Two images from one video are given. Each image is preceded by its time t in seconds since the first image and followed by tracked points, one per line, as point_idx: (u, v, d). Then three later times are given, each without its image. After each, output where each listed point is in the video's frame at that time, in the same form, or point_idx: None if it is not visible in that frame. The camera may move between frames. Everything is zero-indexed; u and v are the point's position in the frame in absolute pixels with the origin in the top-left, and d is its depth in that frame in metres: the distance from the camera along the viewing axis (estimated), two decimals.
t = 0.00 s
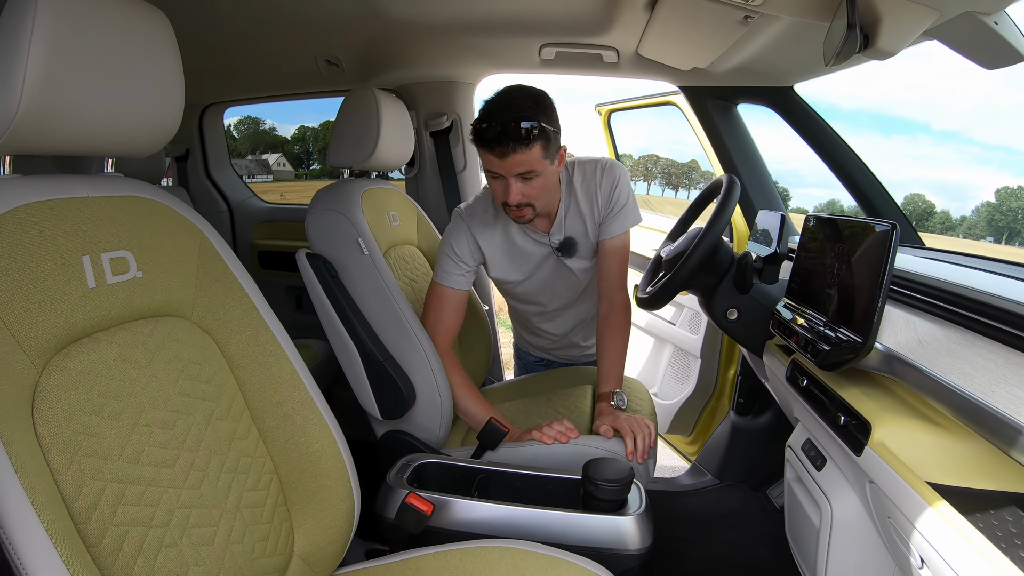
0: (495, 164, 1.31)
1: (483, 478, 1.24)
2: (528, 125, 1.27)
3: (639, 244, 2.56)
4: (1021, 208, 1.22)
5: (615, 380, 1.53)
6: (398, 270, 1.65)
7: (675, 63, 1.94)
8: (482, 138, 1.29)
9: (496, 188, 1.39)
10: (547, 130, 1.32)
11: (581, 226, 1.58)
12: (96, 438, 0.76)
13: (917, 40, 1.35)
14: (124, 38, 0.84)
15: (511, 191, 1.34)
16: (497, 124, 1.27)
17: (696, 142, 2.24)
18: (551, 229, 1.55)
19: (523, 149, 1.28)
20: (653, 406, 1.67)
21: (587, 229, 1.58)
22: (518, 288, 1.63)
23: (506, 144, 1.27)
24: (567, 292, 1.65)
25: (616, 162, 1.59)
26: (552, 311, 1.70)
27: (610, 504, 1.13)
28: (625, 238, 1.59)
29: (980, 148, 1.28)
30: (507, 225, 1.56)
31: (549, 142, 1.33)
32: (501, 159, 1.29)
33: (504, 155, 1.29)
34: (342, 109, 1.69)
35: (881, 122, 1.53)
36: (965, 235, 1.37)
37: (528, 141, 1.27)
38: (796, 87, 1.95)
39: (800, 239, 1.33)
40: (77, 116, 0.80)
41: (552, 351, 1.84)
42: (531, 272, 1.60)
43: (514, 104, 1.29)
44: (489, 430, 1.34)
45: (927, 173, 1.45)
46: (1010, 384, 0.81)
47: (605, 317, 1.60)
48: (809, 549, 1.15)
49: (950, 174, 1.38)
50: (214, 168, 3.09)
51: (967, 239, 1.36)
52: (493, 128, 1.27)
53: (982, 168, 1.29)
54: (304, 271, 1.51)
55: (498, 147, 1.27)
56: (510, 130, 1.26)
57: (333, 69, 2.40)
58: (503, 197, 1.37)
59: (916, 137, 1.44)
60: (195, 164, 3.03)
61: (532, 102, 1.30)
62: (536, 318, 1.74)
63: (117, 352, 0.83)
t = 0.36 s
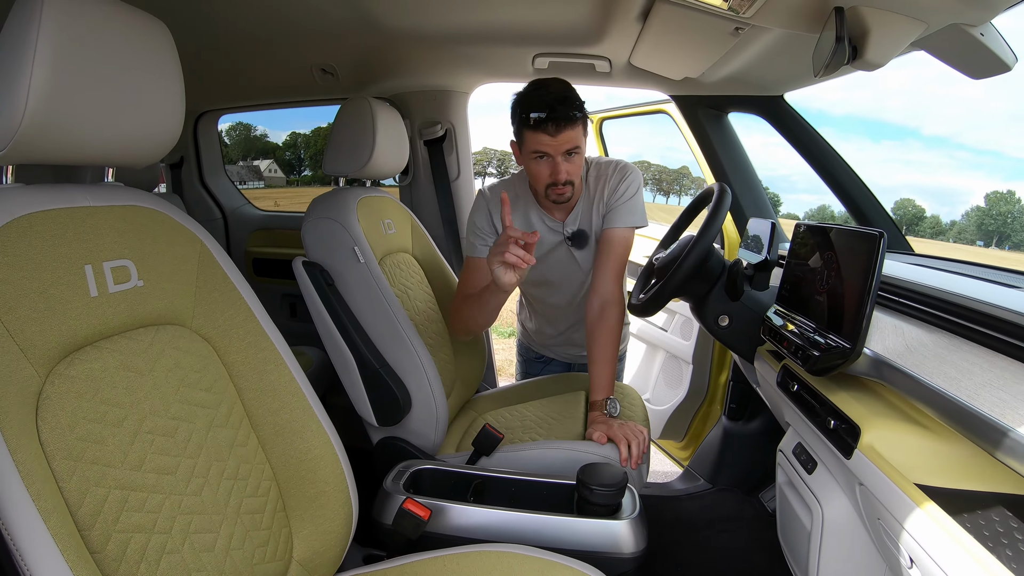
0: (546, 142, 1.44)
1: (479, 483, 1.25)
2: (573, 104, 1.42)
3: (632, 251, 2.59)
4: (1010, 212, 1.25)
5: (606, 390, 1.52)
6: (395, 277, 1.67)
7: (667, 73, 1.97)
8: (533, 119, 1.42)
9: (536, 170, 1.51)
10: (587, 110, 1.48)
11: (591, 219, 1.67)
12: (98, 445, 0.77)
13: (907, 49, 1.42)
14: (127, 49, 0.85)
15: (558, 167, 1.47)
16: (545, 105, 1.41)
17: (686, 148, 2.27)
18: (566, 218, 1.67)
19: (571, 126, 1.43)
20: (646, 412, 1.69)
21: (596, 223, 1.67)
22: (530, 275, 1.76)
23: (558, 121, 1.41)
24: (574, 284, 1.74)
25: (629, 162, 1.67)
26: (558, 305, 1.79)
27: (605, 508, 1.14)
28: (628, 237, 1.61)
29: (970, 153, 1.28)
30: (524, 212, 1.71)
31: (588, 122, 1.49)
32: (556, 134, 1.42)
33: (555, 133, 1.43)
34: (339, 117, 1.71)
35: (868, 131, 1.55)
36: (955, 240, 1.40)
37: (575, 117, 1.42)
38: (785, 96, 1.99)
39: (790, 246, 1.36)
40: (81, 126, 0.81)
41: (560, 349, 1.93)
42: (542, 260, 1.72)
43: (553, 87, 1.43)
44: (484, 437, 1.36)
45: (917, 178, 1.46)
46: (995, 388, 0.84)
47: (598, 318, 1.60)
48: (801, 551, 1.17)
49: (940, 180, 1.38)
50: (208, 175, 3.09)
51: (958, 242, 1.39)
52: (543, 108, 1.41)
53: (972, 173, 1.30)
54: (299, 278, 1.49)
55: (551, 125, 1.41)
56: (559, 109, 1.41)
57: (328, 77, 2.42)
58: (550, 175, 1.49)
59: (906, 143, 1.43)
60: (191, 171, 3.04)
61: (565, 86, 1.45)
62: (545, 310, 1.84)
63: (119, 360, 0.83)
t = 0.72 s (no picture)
0: (551, 143, 1.45)
1: (476, 484, 1.26)
2: (578, 105, 1.44)
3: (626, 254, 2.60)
4: (1001, 214, 1.27)
5: (602, 393, 1.53)
6: (391, 278, 1.67)
7: (661, 77, 1.99)
8: (538, 120, 1.43)
9: (542, 172, 1.52)
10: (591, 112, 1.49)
11: (593, 221, 1.68)
12: (98, 446, 0.77)
13: (898, 54, 1.43)
14: (126, 51, 0.85)
15: (564, 168, 1.48)
16: (549, 106, 1.42)
17: (679, 152, 2.28)
18: (569, 220, 1.68)
19: (575, 126, 1.44)
20: (641, 414, 1.70)
21: (598, 225, 1.68)
22: (533, 273, 1.78)
23: (563, 122, 1.42)
24: (574, 286, 1.75)
25: (634, 166, 1.67)
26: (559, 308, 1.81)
27: (601, 508, 1.15)
28: (628, 240, 1.62)
29: (962, 156, 1.31)
30: (529, 212, 1.73)
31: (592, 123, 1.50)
32: (561, 135, 1.43)
33: (560, 133, 1.44)
34: (336, 120, 1.72)
35: (859, 135, 1.57)
36: (946, 242, 1.41)
37: (580, 118, 1.44)
38: (777, 99, 2.01)
39: (783, 248, 1.37)
40: (81, 128, 0.82)
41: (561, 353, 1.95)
42: (545, 260, 1.75)
43: (556, 89, 1.45)
44: (480, 438, 1.37)
45: (908, 181, 1.49)
46: (985, 386, 0.86)
47: (596, 320, 1.61)
48: (795, 550, 1.18)
49: (931, 182, 1.40)
50: (202, 177, 3.08)
51: (949, 244, 1.41)
52: (547, 109, 1.42)
53: (964, 175, 1.32)
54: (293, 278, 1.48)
55: (556, 126, 1.42)
56: (563, 109, 1.42)
57: (323, 80, 2.42)
58: (555, 176, 1.50)
59: (898, 146, 1.46)
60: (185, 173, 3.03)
61: (569, 88, 1.47)
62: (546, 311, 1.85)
63: (118, 362, 0.83)
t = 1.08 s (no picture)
0: (560, 143, 1.45)
1: (471, 485, 1.26)
2: (588, 105, 1.44)
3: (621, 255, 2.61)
4: (995, 215, 1.28)
5: (599, 394, 1.53)
6: (387, 279, 1.67)
7: (656, 78, 2.00)
8: (547, 119, 1.44)
9: (550, 174, 1.52)
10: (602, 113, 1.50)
11: (601, 223, 1.67)
12: (95, 445, 0.77)
13: (892, 54, 1.45)
14: (123, 50, 0.85)
15: (572, 169, 1.48)
16: (559, 106, 1.43)
17: (673, 153, 2.29)
18: (576, 223, 1.66)
19: (585, 127, 1.44)
20: (636, 414, 1.70)
21: (606, 228, 1.67)
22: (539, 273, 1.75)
23: (573, 121, 1.42)
24: (577, 288, 1.74)
25: (643, 167, 1.68)
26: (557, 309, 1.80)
27: (596, 507, 1.15)
28: (633, 241, 1.65)
29: (956, 157, 1.31)
30: (536, 213, 1.70)
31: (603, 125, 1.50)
32: (570, 134, 1.43)
33: (569, 133, 1.44)
34: (332, 119, 1.71)
35: (853, 136, 1.58)
36: (940, 243, 1.43)
37: (590, 118, 1.44)
38: (772, 100, 2.02)
39: (778, 248, 1.37)
40: (78, 127, 0.82)
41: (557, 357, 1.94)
42: (551, 261, 1.72)
43: (567, 88, 1.45)
44: (476, 439, 1.37)
45: (902, 182, 1.50)
46: (979, 384, 0.86)
47: (596, 321, 1.62)
48: (791, 548, 1.18)
49: (925, 183, 1.41)
50: (198, 177, 3.07)
51: (943, 245, 1.42)
52: (557, 108, 1.43)
53: (957, 176, 1.33)
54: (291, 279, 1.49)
55: (565, 125, 1.43)
56: (573, 108, 1.42)
57: (319, 81, 2.42)
58: (563, 178, 1.50)
59: (892, 147, 1.46)
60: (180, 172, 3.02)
61: (581, 88, 1.47)
62: (545, 312, 1.84)
63: (115, 361, 0.83)
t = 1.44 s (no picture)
0: (560, 140, 1.45)
1: (470, 484, 1.25)
2: (592, 104, 1.43)
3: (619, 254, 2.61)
4: (991, 216, 1.29)
5: (597, 392, 1.54)
6: (385, 278, 1.67)
7: (656, 77, 2.00)
8: (549, 115, 1.43)
9: (549, 168, 1.52)
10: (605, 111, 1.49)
11: (602, 220, 1.67)
12: (93, 444, 0.76)
13: (892, 54, 1.44)
14: (121, 46, 0.85)
15: (570, 166, 1.48)
16: (562, 102, 1.42)
17: (672, 153, 2.29)
18: (576, 219, 1.66)
19: (586, 126, 1.44)
20: (635, 414, 1.70)
21: (606, 224, 1.67)
22: (540, 270, 1.75)
23: (574, 120, 1.42)
24: (577, 285, 1.74)
25: (644, 166, 1.68)
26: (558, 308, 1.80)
27: (597, 506, 1.14)
28: (634, 239, 1.64)
29: (952, 157, 1.32)
30: (538, 210, 1.70)
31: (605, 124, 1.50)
32: (570, 132, 1.43)
33: (570, 131, 1.44)
34: (331, 117, 1.70)
35: (852, 134, 1.58)
36: (937, 243, 1.42)
37: (592, 116, 1.43)
38: (771, 99, 2.02)
39: (778, 247, 1.37)
40: (76, 124, 0.81)
41: (557, 356, 1.94)
42: (551, 259, 1.72)
43: (572, 85, 1.44)
44: (475, 438, 1.37)
45: (900, 182, 1.50)
46: (980, 382, 0.86)
47: (595, 319, 1.62)
48: (791, 547, 1.18)
49: (922, 183, 1.42)
50: (195, 176, 3.06)
51: (940, 245, 1.42)
52: (560, 105, 1.42)
53: (954, 177, 1.33)
54: (290, 279, 1.49)
55: (566, 123, 1.42)
56: (576, 106, 1.42)
57: (318, 79, 2.41)
58: (561, 174, 1.50)
59: (889, 147, 1.46)
60: (178, 171, 3.02)
61: (586, 86, 1.46)
62: (545, 311, 1.84)
63: (114, 360, 0.83)
